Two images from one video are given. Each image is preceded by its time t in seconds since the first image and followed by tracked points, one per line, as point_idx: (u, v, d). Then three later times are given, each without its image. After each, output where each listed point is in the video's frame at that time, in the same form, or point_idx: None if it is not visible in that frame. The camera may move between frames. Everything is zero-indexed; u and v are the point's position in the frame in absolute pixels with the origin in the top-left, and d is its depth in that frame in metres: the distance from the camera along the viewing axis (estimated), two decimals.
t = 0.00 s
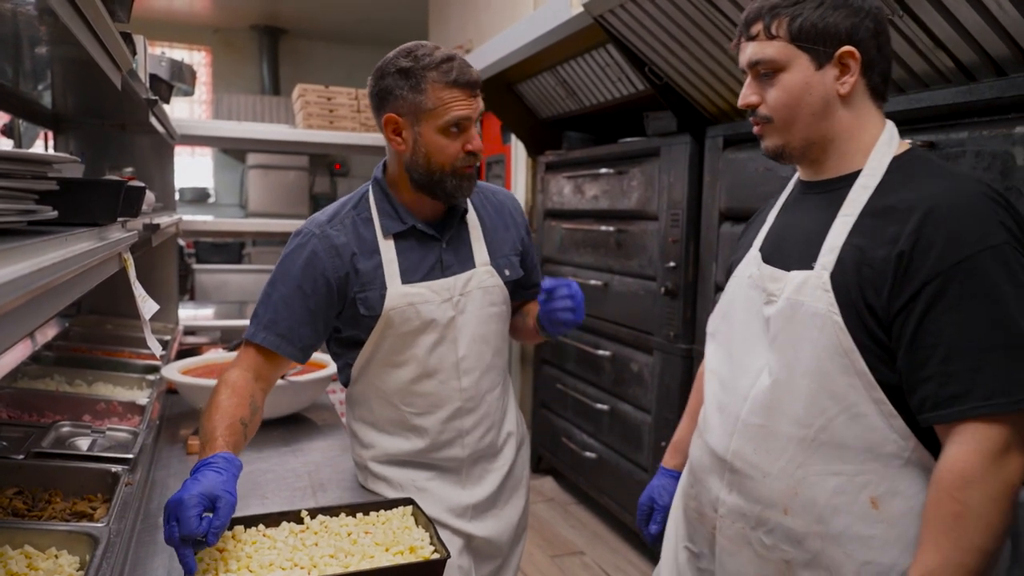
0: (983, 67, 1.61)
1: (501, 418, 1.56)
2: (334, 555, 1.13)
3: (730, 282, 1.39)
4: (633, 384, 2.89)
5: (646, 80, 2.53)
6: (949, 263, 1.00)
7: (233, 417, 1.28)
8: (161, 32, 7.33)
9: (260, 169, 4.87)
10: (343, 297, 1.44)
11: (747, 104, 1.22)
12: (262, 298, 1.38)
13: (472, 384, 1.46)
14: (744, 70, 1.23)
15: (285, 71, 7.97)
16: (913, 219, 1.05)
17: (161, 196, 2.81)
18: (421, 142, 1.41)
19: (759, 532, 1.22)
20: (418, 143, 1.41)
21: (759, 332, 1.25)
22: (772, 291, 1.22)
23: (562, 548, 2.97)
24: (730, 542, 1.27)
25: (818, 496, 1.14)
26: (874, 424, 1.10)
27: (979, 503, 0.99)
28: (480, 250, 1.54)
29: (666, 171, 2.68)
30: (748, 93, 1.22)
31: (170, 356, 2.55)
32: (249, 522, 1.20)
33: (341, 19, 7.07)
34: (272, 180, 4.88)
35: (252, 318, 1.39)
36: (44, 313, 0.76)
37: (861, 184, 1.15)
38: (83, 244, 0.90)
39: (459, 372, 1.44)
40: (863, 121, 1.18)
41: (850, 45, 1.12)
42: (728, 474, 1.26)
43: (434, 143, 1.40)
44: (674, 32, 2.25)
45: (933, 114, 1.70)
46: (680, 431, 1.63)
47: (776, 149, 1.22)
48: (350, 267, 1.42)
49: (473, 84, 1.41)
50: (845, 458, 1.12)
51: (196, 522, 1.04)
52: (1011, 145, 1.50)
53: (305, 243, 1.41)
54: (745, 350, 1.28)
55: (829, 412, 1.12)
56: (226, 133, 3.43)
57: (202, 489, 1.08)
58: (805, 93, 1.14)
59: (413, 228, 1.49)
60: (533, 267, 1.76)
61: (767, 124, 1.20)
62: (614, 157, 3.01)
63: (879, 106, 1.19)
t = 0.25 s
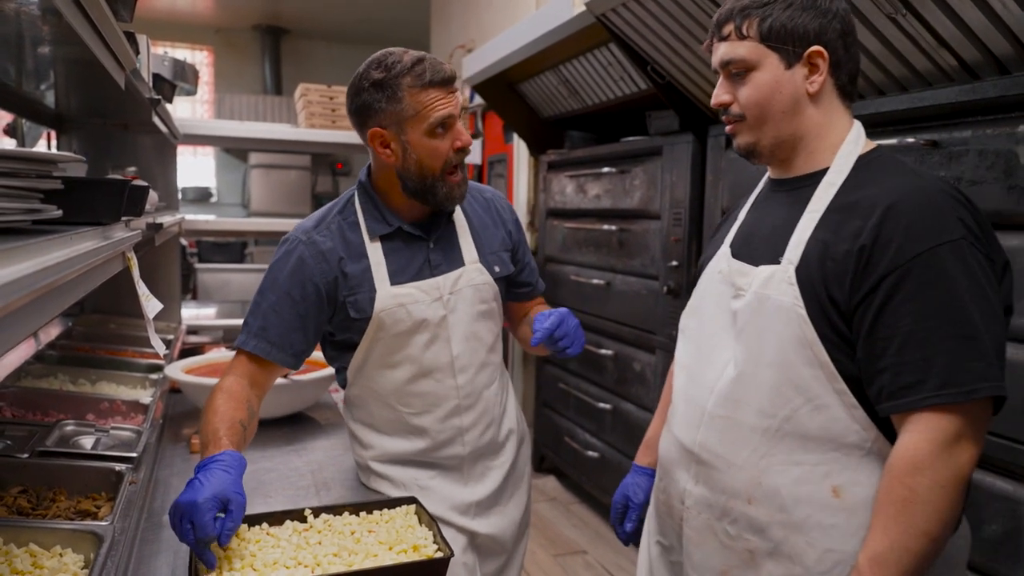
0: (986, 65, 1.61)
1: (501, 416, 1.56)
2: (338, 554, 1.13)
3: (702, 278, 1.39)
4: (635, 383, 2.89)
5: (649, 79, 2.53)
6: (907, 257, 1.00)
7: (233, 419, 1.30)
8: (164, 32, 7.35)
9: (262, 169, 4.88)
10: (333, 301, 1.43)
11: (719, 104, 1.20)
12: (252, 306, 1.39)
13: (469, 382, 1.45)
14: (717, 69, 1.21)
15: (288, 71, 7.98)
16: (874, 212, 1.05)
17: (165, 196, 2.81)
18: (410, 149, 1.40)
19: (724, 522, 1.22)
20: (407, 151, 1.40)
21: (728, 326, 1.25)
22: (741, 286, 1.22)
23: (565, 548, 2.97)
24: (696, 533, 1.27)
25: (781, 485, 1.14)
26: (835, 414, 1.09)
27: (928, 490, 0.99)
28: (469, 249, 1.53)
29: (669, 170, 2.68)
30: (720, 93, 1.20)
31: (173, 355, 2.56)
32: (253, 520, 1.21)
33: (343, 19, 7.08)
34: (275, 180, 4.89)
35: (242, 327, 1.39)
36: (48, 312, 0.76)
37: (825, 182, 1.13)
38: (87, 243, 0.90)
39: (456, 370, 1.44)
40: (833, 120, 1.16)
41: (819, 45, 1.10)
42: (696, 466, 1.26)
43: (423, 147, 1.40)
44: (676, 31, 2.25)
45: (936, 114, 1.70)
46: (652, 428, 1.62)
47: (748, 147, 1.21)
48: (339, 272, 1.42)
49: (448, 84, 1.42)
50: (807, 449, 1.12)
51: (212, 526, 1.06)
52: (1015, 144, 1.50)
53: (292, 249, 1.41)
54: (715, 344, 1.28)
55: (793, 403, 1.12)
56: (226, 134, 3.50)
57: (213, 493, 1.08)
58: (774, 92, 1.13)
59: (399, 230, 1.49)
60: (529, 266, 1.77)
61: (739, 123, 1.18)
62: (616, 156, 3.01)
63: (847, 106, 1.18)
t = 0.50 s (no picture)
0: (992, 64, 1.60)
1: (505, 414, 1.56)
2: (342, 553, 1.13)
3: (682, 275, 1.39)
4: (639, 382, 2.89)
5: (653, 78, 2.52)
6: (878, 258, 0.99)
7: (235, 431, 1.29)
8: (168, 32, 7.36)
9: (266, 168, 4.88)
10: (330, 306, 1.43)
11: (703, 96, 1.19)
12: (252, 311, 1.39)
13: (469, 381, 1.45)
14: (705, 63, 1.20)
15: (291, 70, 7.99)
16: (846, 213, 1.04)
17: (169, 195, 2.82)
18: (401, 154, 1.41)
19: (693, 513, 1.21)
20: (398, 155, 1.41)
21: (704, 323, 1.25)
22: (716, 283, 1.21)
23: (568, 547, 2.97)
24: (666, 524, 1.26)
25: (748, 477, 1.14)
26: (803, 410, 1.09)
27: (897, 486, 0.98)
28: (464, 249, 1.53)
29: (673, 170, 2.68)
30: (705, 85, 1.19)
31: (177, 354, 2.56)
32: (257, 519, 1.21)
33: (346, 19, 7.09)
34: (279, 179, 4.90)
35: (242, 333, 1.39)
36: (54, 309, 0.76)
37: (801, 184, 1.13)
38: (93, 241, 0.90)
39: (456, 368, 1.44)
40: (810, 123, 1.16)
41: (803, 48, 1.10)
42: (667, 458, 1.26)
43: (415, 157, 1.40)
44: (680, 30, 2.24)
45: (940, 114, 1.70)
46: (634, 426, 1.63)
47: (725, 142, 1.20)
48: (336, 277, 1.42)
49: (454, 97, 1.41)
50: (776, 442, 1.12)
51: (211, 537, 1.05)
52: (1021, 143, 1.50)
53: (288, 256, 1.41)
54: (690, 340, 1.27)
55: (762, 398, 1.12)
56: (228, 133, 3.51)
57: (215, 502, 1.08)
58: (757, 90, 1.12)
59: (394, 232, 1.49)
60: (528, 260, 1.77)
61: (721, 115, 1.17)
62: (619, 155, 3.00)
63: (826, 113, 1.17)
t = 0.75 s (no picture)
0: (994, 65, 1.60)
1: (507, 414, 1.56)
2: (343, 554, 1.13)
3: (667, 274, 1.39)
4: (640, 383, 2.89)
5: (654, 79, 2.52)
6: (850, 259, 0.99)
7: (239, 435, 1.28)
8: (170, 32, 7.37)
9: (267, 168, 4.88)
10: (329, 308, 1.43)
11: (701, 83, 1.19)
12: (252, 315, 1.39)
13: (470, 380, 1.45)
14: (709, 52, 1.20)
15: (293, 70, 7.99)
16: (821, 216, 1.04)
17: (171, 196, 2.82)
18: (393, 150, 1.40)
19: (674, 508, 1.22)
20: (390, 151, 1.41)
21: (688, 321, 1.25)
22: (698, 282, 1.22)
23: (569, 548, 2.97)
24: (649, 519, 1.27)
25: (727, 473, 1.13)
26: (780, 406, 1.09)
27: (863, 484, 0.98)
28: (463, 249, 1.53)
29: (674, 171, 2.68)
30: (704, 72, 1.19)
31: (178, 354, 2.56)
32: (259, 520, 1.21)
33: (348, 19, 7.09)
34: (280, 179, 4.90)
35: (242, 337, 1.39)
36: (56, 311, 0.76)
37: (782, 188, 1.13)
38: (94, 242, 0.90)
39: (456, 368, 1.43)
40: (799, 127, 1.15)
41: (804, 52, 1.10)
42: (650, 454, 1.26)
43: (406, 152, 1.40)
44: (681, 31, 2.24)
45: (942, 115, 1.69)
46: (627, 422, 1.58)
47: (713, 130, 1.19)
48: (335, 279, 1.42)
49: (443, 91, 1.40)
50: (753, 438, 1.12)
51: (217, 529, 1.04)
52: None
53: (287, 259, 1.40)
54: (675, 338, 1.28)
55: (739, 395, 1.12)
56: (231, 133, 3.45)
57: (220, 499, 1.08)
58: (752, 86, 1.12)
59: (391, 233, 1.49)
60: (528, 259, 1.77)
61: (713, 103, 1.17)
62: (620, 156, 3.00)
63: (818, 121, 1.17)
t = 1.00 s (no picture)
0: (995, 64, 1.60)
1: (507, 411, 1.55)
2: (343, 552, 1.13)
3: (671, 273, 1.39)
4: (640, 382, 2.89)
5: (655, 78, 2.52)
6: (859, 259, 0.99)
7: (240, 431, 1.28)
8: (170, 31, 7.37)
9: (268, 167, 4.89)
10: (327, 302, 1.43)
11: (697, 127, 1.18)
12: (250, 309, 1.38)
13: (469, 376, 1.45)
14: (683, 96, 1.20)
15: (294, 70, 7.99)
16: (829, 215, 1.04)
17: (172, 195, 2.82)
18: (381, 134, 1.41)
19: (667, 501, 1.22)
20: (378, 136, 1.41)
21: (689, 319, 1.26)
22: (701, 281, 1.22)
23: (569, 547, 2.97)
24: (644, 514, 1.27)
25: (722, 468, 1.14)
26: (776, 406, 1.09)
27: (858, 475, 0.97)
28: (461, 245, 1.53)
29: (674, 170, 2.68)
30: (696, 118, 1.18)
31: (179, 353, 2.56)
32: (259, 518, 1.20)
33: (348, 18, 7.08)
34: (281, 179, 4.90)
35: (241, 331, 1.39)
36: (56, 309, 0.76)
37: (788, 186, 1.12)
38: (95, 240, 0.90)
39: (455, 365, 1.43)
40: (799, 128, 1.16)
41: (778, 56, 1.11)
42: (646, 448, 1.26)
43: (393, 137, 1.40)
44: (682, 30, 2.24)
45: (944, 114, 1.69)
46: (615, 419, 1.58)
47: (726, 164, 1.19)
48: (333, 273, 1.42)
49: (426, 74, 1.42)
50: (751, 433, 1.13)
51: (228, 530, 1.05)
52: None
53: (286, 253, 1.41)
54: (675, 335, 1.28)
55: (739, 392, 1.12)
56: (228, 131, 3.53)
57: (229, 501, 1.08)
58: (748, 109, 1.12)
59: (388, 225, 1.48)
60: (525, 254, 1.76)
61: (719, 141, 1.17)
62: (621, 155, 3.00)
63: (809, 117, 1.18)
